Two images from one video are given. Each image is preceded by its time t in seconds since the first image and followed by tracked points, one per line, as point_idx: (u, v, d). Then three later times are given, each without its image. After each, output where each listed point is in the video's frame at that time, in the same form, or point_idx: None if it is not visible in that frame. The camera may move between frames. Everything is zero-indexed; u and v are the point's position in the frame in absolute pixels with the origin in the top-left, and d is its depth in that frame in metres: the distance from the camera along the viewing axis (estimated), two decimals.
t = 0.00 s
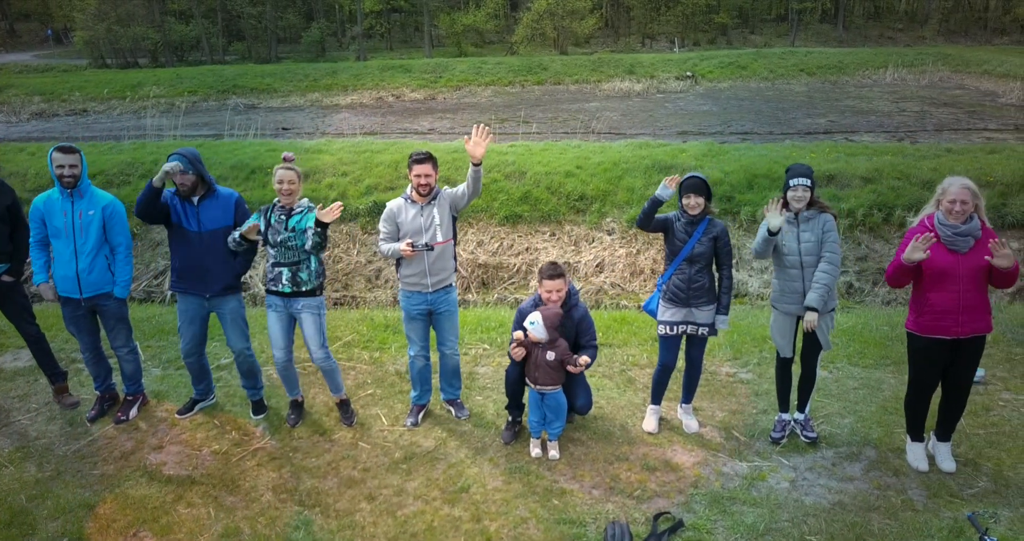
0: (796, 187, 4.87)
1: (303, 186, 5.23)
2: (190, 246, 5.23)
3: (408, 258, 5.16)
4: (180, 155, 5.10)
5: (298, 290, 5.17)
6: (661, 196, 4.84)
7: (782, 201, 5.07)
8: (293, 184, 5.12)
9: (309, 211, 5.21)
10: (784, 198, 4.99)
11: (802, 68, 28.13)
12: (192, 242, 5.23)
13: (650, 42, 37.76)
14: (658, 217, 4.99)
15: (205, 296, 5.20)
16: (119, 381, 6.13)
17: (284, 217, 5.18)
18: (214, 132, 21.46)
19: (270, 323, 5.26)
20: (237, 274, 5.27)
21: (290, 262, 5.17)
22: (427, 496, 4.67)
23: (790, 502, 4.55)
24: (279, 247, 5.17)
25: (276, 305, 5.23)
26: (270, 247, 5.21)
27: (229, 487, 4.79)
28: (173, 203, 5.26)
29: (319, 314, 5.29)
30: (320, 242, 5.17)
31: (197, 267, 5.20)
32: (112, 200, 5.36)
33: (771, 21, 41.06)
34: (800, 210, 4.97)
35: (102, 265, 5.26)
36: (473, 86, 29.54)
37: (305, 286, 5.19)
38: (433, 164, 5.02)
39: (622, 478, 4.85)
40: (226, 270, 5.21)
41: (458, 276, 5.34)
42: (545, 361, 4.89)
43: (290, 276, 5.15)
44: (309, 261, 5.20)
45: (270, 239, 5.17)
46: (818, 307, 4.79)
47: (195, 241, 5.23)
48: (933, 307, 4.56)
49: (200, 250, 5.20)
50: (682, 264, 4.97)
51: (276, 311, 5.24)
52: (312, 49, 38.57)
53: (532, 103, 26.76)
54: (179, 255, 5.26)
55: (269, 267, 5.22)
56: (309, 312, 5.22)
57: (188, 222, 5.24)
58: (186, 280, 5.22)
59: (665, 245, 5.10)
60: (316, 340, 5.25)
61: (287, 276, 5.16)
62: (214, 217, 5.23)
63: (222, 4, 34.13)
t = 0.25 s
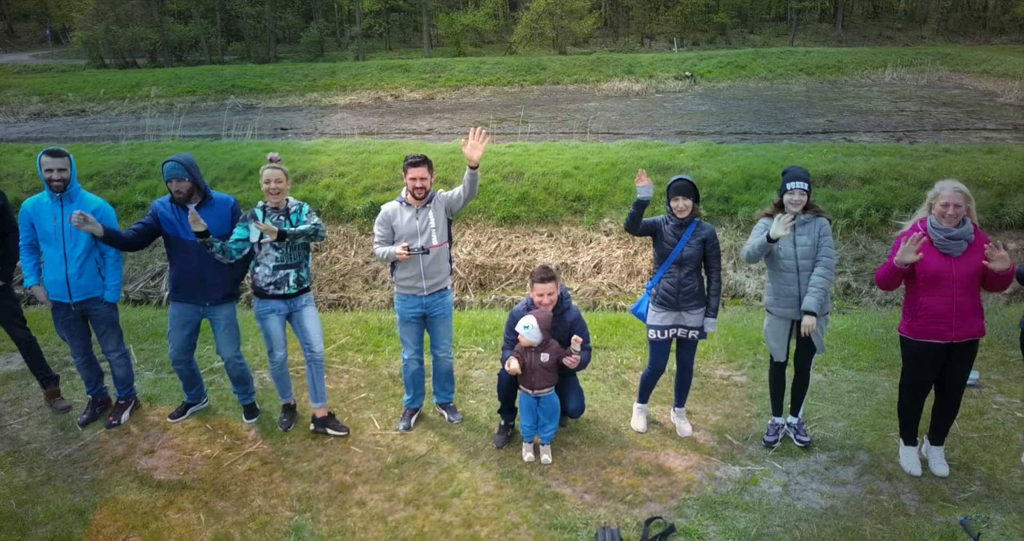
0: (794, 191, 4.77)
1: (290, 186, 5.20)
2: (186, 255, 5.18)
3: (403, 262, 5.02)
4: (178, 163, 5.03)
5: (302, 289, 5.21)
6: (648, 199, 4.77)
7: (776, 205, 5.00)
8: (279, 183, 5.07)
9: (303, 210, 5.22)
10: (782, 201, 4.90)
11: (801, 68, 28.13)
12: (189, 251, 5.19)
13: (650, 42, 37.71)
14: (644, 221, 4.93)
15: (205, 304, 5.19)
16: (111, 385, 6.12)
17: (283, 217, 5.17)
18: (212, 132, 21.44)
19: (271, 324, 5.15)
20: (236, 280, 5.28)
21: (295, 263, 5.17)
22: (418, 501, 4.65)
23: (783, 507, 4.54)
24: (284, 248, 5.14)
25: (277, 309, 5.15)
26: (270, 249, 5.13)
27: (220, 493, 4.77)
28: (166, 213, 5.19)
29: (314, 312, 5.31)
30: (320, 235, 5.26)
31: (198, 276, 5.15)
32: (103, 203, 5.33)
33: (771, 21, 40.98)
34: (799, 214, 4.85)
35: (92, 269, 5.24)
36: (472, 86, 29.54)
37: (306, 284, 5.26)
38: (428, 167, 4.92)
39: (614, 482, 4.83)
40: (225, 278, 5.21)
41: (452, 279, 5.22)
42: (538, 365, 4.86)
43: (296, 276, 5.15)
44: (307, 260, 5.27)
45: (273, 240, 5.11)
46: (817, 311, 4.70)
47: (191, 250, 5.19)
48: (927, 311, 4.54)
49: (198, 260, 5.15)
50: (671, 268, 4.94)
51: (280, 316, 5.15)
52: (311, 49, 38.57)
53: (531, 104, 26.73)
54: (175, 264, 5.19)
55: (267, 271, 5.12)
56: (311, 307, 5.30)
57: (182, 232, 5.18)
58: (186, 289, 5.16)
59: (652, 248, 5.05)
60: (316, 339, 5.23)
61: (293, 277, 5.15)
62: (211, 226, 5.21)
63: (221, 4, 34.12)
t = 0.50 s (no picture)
0: (787, 195, 4.66)
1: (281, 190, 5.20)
2: (173, 263, 5.16)
3: (393, 266, 4.97)
4: (165, 174, 4.99)
5: (287, 293, 5.19)
6: (627, 200, 5.00)
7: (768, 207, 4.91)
8: (265, 188, 5.05)
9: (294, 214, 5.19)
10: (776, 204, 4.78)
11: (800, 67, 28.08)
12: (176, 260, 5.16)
13: (650, 41, 38.60)
14: (628, 224, 5.08)
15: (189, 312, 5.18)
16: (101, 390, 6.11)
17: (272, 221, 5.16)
18: (209, 133, 21.38)
19: (255, 328, 5.16)
20: (221, 288, 5.25)
21: (279, 268, 5.15)
22: (406, 507, 4.63)
23: (772, 513, 4.53)
24: (269, 253, 5.13)
25: (262, 311, 5.16)
26: (257, 253, 5.13)
27: (208, 499, 4.75)
28: (156, 224, 5.19)
29: (303, 316, 5.28)
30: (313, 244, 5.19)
31: (183, 283, 5.14)
32: (89, 208, 5.30)
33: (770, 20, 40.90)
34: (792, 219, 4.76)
35: (79, 274, 5.22)
36: (471, 86, 29.49)
37: (294, 288, 5.22)
38: (419, 171, 4.85)
39: (603, 488, 4.81)
40: (211, 284, 5.20)
41: (441, 283, 5.18)
42: (528, 370, 4.84)
43: (280, 281, 5.14)
44: (296, 265, 5.23)
45: (259, 245, 5.13)
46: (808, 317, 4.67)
47: (178, 258, 5.17)
48: (917, 316, 4.53)
49: (186, 268, 5.15)
50: (654, 271, 5.05)
51: (263, 317, 5.17)
52: (309, 50, 38.43)
53: (529, 104, 26.70)
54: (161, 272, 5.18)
55: (253, 274, 5.15)
56: (298, 312, 5.25)
57: (170, 240, 5.18)
58: (172, 296, 5.15)
59: (637, 252, 5.17)
60: (303, 343, 5.23)
61: (276, 281, 5.14)
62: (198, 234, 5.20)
63: (219, 5, 34.00)
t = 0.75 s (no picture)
0: (778, 201, 4.60)
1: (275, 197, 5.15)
2: (154, 266, 5.16)
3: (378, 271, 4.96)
4: (149, 174, 5.00)
5: (275, 303, 5.20)
6: (610, 204, 5.11)
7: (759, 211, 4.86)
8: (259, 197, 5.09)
9: (287, 222, 5.19)
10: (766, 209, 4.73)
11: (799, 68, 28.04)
12: (155, 263, 5.16)
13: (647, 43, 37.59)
14: (610, 228, 5.22)
15: (167, 315, 5.16)
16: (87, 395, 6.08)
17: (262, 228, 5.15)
18: (207, 133, 21.34)
19: (244, 333, 5.25)
20: (201, 290, 5.21)
21: (268, 276, 5.18)
22: (390, 515, 4.61)
23: (757, 521, 4.51)
24: (257, 259, 5.18)
25: (251, 317, 5.25)
26: (247, 259, 5.22)
27: (191, 506, 4.73)
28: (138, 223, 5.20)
29: (294, 326, 5.31)
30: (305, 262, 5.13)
31: (162, 286, 5.13)
32: (72, 212, 5.28)
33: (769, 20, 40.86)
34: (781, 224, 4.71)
35: (63, 279, 5.19)
36: (469, 86, 29.46)
37: (283, 298, 5.23)
38: (405, 175, 4.82)
39: (589, 495, 4.79)
40: (191, 288, 5.17)
41: (429, 288, 5.18)
42: (514, 375, 4.82)
43: (268, 288, 5.16)
44: (286, 274, 5.23)
45: (248, 252, 5.19)
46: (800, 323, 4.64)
47: (158, 260, 5.17)
48: (903, 322, 4.53)
49: (166, 270, 5.14)
50: (635, 276, 5.21)
51: (251, 324, 5.25)
52: (308, 50, 38.34)
53: (527, 104, 26.68)
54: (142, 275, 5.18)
55: (244, 279, 5.22)
56: (286, 324, 5.25)
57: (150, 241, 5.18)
58: (151, 298, 5.15)
59: (618, 256, 5.31)
60: (292, 351, 5.28)
61: (264, 288, 5.17)
62: (178, 237, 5.19)
63: (217, 5, 33.92)
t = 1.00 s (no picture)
0: (764, 207, 4.58)
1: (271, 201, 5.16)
2: (130, 268, 5.12)
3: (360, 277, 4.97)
4: (129, 172, 4.99)
5: (277, 308, 5.15)
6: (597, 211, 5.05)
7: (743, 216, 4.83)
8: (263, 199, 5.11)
9: (285, 225, 5.23)
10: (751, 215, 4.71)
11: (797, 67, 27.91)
12: (130, 265, 5.13)
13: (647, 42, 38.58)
14: (594, 234, 5.23)
15: (141, 317, 5.12)
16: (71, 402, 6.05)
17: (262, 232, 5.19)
18: (203, 135, 21.26)
19: (240, 340, 5.17)
20: (177, 293, 5.16)
21: (270, 280, 5.13)
22: (373, 523, 4.57)
23: (742, 529, 4.48)
24: (257, 264, 5.14)
25: (251, 324, 5.17)
26: (247, 264, 5.17)
27: (173, 514, 4.70)
28: (112, 222, 5.16)
29: (293, 332, 5.25)
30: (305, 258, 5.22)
31: (136, 288, 5.10)
32: (52, 217, 5.26)
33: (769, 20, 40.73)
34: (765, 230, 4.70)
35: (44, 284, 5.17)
36: (467, 86, 29.35)
37: (283, 304, 5.18)
38: (386, 181, 4.81)
39: (574, 503, 4.76)
40: (166, 290, 5.12)
41: (412, 295, 5.17)
42: (498, 383, 4.78)
43: (269, 294, 5.11)
44: (286, 279, 5.20)
45: (248, 256, 5.15)
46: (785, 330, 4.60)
47: (134, 262, 5.13)
48: (888, 329, 4.51)
49: (141, 272, 5.10)
50: (618, 282, 5.24)
51: (250, 330, 5.17)
52: (306, 50, 38.05)
53: (525, 104, 26.59)
54: (118, 276, 5.16)
55: (244, 286, 5.17)
56: (287, 329, 5.20)
57: (126, 242, 5.14)
58: (127, 299, 5.13)
59: (602, 262, 5.35)
60: (290, 358, 5.24)
61: (265, 294, 5.11)
62: (152, 238, 5.13)
63: (215, 5, 33.68)
